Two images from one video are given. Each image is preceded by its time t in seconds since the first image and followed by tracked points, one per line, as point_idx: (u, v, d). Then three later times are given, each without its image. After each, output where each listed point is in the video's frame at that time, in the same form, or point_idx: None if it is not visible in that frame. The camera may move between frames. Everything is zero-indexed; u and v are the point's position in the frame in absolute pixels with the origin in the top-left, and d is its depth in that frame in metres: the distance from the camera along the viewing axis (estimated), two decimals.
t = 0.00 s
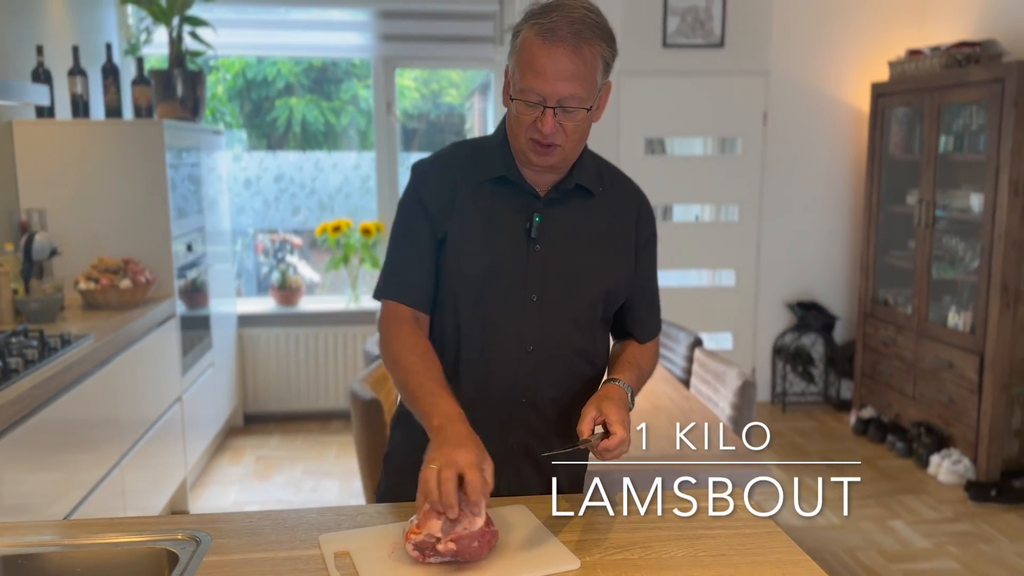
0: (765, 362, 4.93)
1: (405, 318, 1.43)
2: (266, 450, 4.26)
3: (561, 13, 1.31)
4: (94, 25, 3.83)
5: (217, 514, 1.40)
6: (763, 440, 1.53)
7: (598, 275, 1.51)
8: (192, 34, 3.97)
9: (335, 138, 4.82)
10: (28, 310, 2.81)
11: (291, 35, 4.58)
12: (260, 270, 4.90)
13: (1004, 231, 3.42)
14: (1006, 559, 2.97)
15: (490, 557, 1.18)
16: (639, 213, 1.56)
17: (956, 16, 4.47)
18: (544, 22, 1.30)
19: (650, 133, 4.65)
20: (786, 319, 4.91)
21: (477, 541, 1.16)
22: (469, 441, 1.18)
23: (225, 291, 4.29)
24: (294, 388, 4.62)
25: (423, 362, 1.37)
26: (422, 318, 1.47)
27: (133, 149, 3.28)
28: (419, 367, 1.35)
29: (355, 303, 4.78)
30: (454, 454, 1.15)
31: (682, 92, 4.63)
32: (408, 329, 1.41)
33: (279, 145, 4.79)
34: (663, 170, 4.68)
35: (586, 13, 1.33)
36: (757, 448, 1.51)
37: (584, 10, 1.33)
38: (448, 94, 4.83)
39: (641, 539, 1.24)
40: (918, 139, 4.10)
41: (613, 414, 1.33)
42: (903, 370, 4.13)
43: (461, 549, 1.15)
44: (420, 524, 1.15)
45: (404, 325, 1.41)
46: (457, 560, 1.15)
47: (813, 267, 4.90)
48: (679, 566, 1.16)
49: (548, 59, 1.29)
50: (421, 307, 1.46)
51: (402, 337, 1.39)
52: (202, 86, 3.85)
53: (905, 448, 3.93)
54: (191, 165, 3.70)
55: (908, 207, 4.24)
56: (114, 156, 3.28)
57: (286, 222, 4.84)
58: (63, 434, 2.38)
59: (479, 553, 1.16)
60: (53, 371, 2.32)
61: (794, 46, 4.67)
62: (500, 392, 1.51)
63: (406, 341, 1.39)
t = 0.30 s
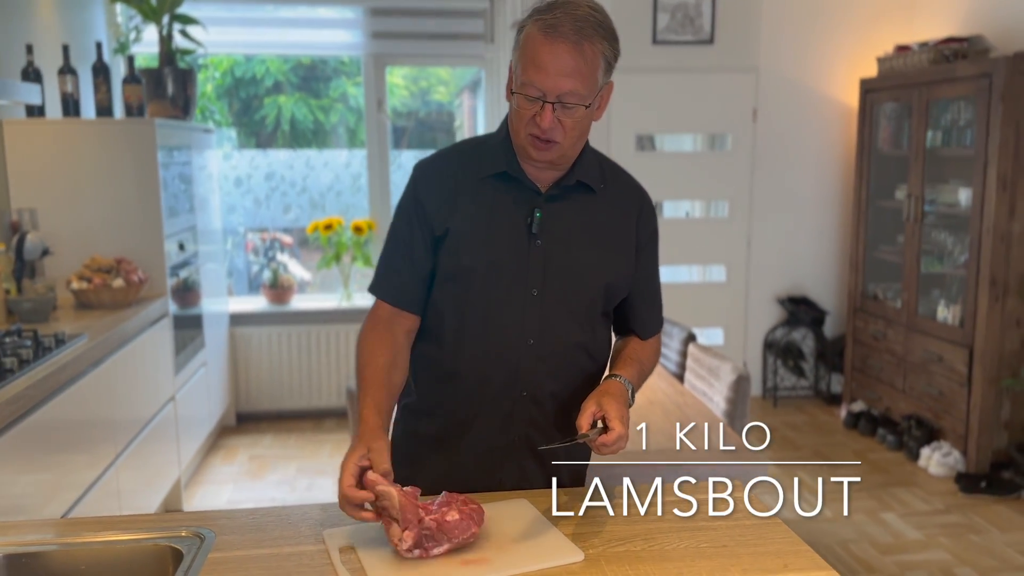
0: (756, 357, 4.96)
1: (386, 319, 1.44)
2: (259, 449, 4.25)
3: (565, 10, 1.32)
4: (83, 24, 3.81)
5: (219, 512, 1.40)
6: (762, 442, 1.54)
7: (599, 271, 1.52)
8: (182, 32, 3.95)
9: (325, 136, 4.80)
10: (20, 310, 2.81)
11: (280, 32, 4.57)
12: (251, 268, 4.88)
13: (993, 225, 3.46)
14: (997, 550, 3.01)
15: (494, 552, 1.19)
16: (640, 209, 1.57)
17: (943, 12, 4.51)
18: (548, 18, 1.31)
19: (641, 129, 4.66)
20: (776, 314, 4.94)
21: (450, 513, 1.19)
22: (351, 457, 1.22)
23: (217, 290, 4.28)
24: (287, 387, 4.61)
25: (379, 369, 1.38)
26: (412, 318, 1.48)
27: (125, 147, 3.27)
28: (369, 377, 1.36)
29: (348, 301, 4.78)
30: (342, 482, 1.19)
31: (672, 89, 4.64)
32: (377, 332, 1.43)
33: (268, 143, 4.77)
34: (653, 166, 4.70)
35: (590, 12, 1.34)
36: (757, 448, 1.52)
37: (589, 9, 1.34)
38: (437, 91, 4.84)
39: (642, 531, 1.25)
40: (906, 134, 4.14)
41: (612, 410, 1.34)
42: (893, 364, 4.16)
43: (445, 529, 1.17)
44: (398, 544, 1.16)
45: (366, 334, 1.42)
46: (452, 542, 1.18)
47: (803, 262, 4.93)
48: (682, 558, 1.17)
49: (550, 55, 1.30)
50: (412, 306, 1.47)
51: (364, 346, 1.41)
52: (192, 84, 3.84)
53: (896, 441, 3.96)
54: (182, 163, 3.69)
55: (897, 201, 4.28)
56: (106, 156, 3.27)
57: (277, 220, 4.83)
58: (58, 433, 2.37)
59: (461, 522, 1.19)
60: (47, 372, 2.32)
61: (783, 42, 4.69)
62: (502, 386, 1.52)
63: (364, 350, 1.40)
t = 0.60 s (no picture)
0: (753, 352, 4.98)
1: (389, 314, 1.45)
2: (258, 447, 4.25)
3: (560, 5, 1.33)
4: (79, 22, 3.80)
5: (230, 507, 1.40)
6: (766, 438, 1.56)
7: (602, 264, 1.53)
8: (178, 30, 3.95)
9: (319, 134, 4.80)
10: (20, 308, 2.81)
11: (276, 30, 4.56)
12: (247, 266, 4.87)
13: (988, 219, 3.48)
14: (995, 541, 3.03)
15: (505, 545, 1.19)
16: (642, 201, 1.58)
17: (937, 7, 4.53)
18: (543, 13, 1.32)
19: (637, 125, 4.67)
20: (772, 309, 4.96)
21: (456, 502, 1.20)
22: (377, 444, 1.19)
23: (214, 288, 4.28)
24: (285, 384, 4.61)
25: (383, 363, 1.37)
26: (415, 314, 1.48)
27: (122, 146, 3.27)
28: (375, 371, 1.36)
29: (345, 298, 4.79)
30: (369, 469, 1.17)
31: (668, 85, 4.66)
32: (381, 329, 1.43)
33: (263, 141, 4.77)
34: (649, 163, 4.71)
35: (584, 7, 1.35)
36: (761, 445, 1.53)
37: (583, 3, 1.35)
38: (431, 88, 4.84)
39: (652, 523, 1.26)
40: (901, 129, 4.16)
41: (615, 397, 1.35)
42: (889, 358, 4.19)
43: (452, 517, 1.18)
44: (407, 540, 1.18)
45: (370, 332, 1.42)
46: (461, 530, 1.19)
47: (798, 257, 4.95)
48: (692, 548, 1.18)
49: (546, 49, 1.30)
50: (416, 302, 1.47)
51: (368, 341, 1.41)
52: (189, 82, 3.83)
53: (893, 435, 3.99)
54: (179, 161, 3.68)
55: (892, 196, 4.30)
56: (103, 154, 3.26)
57: (274, 218, 4.83)
58: (60, 432, 2.37)
59: (468, 510, 1.20)
60: (48, 371, 2.31)
61: (778, 38, 4.71)
62: (508, 380, 1.53)
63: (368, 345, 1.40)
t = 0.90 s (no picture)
0: (752, 348, 4.99)
1: (396, 304, 1.43)
2: (258, 445, 4.26)
3: None
4: (78, 21, 3.80)
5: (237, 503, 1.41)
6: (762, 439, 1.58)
7: (608, 258, 1.54)
8: (178, 28, 3.94)
9: (317, 132, 4.80)
10: (22, 307, 2.81)
11: (274, 28, 4.56)
12: (246, 265, 4.87)
13: (987, 215, 3.49)
14: (994, 536, 3.04)
15: (513, 538, 1.20)
16: (645, 197, 1.59)
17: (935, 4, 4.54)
18: (550, 6, 1.32)
19: (636, 122, 4.67)
20: (771, 305, 4.98)
21: (455, 487, 1.22)
22: (399, 458, 1.18)
23: (214, 287, 4.28)
24: (285, 383, 4.61)
25: (398, 359, 1.34)
26: (418, 307, 1.47)
27: (123, 144, 3.27)
28: (390, 369, 1.32)
29: (345, 296, 4.79)
30: (393, 483, 1.15)
31: (667, 83, 4.66)
32: (391, 321, 1.39)
33: (261, 139, 4.76)
34: (648, 160, 4.72)
35: None
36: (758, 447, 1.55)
37: None
38: (429, 87, 4.83)
39: (658, 517, 1.26)
40: (900, 125, 4.17)
41: (617, 386, 1.37)
42: (888, 354, 4.20)
43: (455, 504, 1.20)
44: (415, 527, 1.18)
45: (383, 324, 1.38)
46: (464, 516, 1.20)
47: (797, 253, 4.96)
48: (700, 540, 1.19)
49: (553, 42, 1.31)
50: (420, 297, 1.47)
51: (381, 333, 1.37)
52: (189, 80, 3.83)
53: (892, 431, 4.01)
54: (178, 159, 3.68)
55: (891, 193, 4.31)
56: (104, 153, 3.26)
57: (273, 216, 4.83)
58: (64, 430, 2.38)
59: (468, 493, 1.22)
60: (52, 369, 2.32)
61: (776, 34, 4.71)
62: (515, 374, 1.53)
63: (382, 339, 1.36)
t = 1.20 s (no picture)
0: (753, 347, 5.00)
1: (402, 303, 1.44)
2: (261, 445, 4.27)
3: None
4: (81, 22, 3.81)
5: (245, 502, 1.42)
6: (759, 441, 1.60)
7: (611, 259, 1.56)
8: (179, 29, 3.95)
9: (317, 132, 4.81)
10: (26, 308, 2.82)
11: (274, 29, 4.57)
12: (247, 265, 4.88)
13: (987, 214, 3.51)
14: (994, 534, 3.06)
15: (520, 536, 1.21)
16: (649, 198, 1.60)
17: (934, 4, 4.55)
18: (559, 8, 1.34)
19: (636, 122, 4.68)
20: (772, 304, 4.99)
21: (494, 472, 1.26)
22: (420, 437, 1.20)
23: (215, 287, 4.28)
24: (287, 383, 4.63)
25: (405, 348, 1.36)
26: (423, 308, 1.49)
27: (125, 144, 3.28)
28: (398, 358, 1.34)
29: (346, 296, 4.80)
30: (422, 459, 1.18)
31: (668, 82, 4.67)
32: (397, 318, 1.41)
33: (262, 139, 4.77)
34: (649, 160, 4.73)
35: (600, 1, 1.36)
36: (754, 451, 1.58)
37: None
38: (429, 86, 4.83)
39: (662, 516, 1.27)
40: (900, 125, 4.18)
41: (620, 378, 1.38)
42: (889, 353, 4.21)
43: (492, 487, 1.24)
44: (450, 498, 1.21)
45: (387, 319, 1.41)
46: (497, 501, 1.24)
47: (798, 252, 4.97)
48: (704, 538, 1.20)
49: (562, 42, 1.32)
50: (425, 297, 1.48)
51: (387, 329, 1.39)
52: (191, 81, 3.85)
53: (892, 429, 4.02)
54: (180, 159, 3.69)
55: (891, 192, 4.32)
56: (107, 154, 3.28)
57: (275, 216, 4.84)
58: (69, 429, 2.39)
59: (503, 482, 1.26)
60: (57, 369, 2.33)
61: (776, 34, 4.72)
62: (518, 373, 1.55)
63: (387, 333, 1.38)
